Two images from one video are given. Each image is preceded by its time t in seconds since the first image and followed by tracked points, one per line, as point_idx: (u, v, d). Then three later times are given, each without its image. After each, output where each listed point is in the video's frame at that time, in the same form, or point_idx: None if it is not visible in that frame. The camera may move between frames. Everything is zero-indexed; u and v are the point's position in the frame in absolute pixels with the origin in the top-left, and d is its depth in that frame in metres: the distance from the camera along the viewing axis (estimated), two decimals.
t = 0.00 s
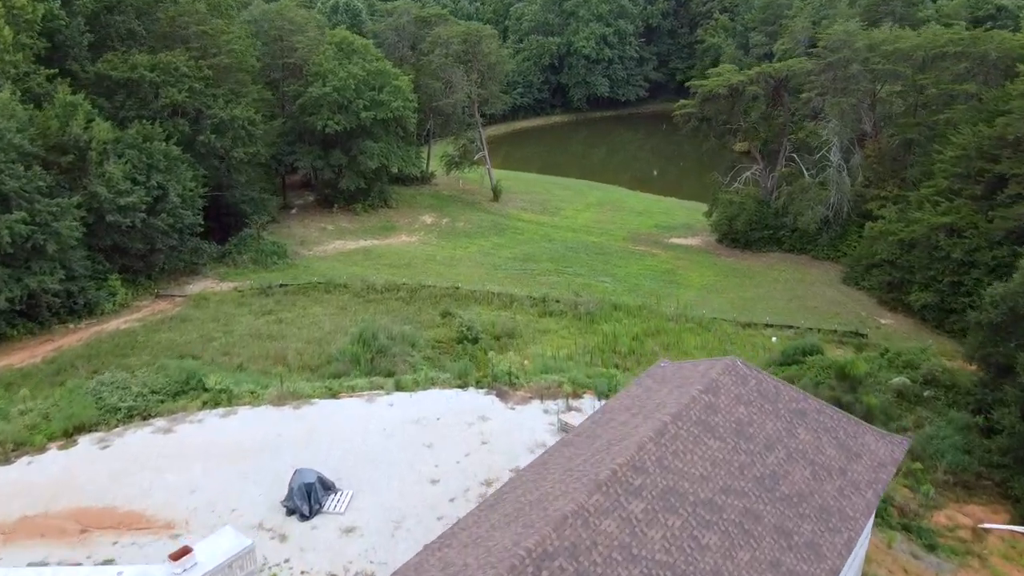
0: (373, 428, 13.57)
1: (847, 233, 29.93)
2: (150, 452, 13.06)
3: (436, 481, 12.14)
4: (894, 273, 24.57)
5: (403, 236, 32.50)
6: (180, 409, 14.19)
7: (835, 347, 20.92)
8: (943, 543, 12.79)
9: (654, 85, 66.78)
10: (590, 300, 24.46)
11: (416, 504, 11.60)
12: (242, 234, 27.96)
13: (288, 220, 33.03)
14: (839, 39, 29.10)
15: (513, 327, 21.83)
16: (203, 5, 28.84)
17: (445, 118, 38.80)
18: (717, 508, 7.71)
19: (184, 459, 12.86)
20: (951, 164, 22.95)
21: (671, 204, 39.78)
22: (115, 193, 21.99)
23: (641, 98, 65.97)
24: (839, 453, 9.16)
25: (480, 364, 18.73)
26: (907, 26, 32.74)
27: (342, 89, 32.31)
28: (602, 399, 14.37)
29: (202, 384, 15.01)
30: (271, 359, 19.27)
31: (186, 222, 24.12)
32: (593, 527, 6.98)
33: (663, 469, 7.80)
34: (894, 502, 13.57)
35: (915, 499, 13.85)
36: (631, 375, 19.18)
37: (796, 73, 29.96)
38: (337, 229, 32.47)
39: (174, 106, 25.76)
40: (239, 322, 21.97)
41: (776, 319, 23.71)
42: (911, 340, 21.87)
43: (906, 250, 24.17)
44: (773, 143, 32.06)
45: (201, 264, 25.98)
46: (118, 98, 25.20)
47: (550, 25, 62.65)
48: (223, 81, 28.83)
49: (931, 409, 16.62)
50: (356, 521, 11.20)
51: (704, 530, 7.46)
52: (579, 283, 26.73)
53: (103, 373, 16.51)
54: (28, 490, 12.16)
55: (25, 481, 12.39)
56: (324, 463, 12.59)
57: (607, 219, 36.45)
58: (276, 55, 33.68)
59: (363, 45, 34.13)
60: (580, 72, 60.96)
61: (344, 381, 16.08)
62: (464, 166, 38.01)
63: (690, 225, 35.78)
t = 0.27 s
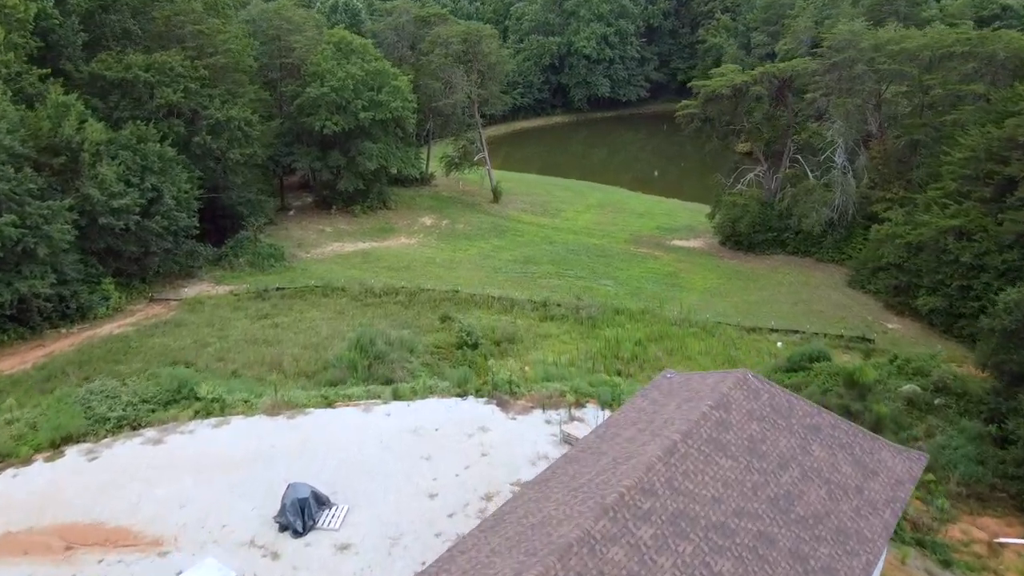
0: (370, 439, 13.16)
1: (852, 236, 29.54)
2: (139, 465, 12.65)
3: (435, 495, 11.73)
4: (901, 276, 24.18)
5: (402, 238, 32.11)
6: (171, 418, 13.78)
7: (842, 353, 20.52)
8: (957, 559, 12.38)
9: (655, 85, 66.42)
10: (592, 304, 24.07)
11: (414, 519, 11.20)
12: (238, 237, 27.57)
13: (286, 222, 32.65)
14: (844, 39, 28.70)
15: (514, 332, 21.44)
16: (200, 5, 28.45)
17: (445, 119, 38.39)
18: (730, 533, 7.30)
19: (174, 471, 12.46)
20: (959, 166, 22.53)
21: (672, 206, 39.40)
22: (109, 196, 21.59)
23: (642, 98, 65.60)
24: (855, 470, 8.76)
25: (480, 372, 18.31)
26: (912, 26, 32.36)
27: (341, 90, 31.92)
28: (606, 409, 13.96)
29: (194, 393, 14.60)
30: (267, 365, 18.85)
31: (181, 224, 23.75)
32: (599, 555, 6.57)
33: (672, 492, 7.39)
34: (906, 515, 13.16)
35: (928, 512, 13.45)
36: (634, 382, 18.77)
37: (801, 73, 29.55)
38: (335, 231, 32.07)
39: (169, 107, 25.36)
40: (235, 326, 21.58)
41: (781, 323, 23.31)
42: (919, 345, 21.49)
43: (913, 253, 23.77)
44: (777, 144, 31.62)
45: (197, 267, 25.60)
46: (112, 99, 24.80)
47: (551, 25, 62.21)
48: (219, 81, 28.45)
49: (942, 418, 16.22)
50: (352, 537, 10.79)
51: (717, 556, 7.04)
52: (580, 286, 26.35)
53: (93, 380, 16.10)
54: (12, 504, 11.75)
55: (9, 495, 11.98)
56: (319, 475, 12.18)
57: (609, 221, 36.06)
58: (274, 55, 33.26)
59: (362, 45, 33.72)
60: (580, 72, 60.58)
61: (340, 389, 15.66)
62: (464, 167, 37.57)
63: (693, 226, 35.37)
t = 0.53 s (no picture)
0: (366, 451, 12.75)
1: (857, 238, 29.14)
2: (127, 477, 12.23)
3: (433, 510, 11.33)
4: (908, 280, 23.79)
5: (401, 240, 31.69)
6: (162, 428, 13.37)
7: (849, 359, 20.11)
8: None
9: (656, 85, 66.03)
10: (594, 307, 23.65)
11: (411, 536, 10.79)
12: (235, 239, 27.18)
13: (284, 224, 32.24)
14: (849, 39, 28.29)
15: (514, 337, 21.03)
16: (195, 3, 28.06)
17: (445, 119, 37.96)
18: (744, 559, 6.89)
19: (163, 484, 12.06)
20: (968, 168, 22.12)
21: (674, 207, 39.00)
22: (102, 198, 21.18)
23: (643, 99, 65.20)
24: (874, 490, 8.35)
25: (479, 379, 17.88)
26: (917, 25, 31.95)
27: (339, 89, 31.51)
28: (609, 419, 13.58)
29: (185, 402, 14.19)
30: (262, 372, 18.44)
31: (175, 227, 23.34)
32: None
33: (683, 517, 6.99)
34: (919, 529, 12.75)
35: (941, 525, 13.03)
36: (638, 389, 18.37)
37: (805, 73, 29.14)
38: (333, 232, 31.65)
39: (164, 107, 24.94)
40: (231, 331, 21.17)
41: (786, 328, 22.91)
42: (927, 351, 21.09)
43: (920, 256, 23.40)
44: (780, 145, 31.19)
45: (192, 270, 25.20)
46: (106, 99, 24.38)
47: (551, 25, 61.78)
48: (215, 81, 28.05)
49: (954, 427, 15.81)
50: (346, 555, 10.39)
51: None
52: (582, 290, 25.95)
53: (83, 388, 15.69)
54: None
55: None
56: (312, 489, 11.77)
57: (610, 223, 35.65)
58: (271, 55, 32.85)
59: (361, 44, 33.31)
60: (581, 72, 60.20)
61: (336, 398, 15.25)
62: (464, 168, 37.07)
63: (695, 228, 34.97)
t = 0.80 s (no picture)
0: (362, 463, 12.33)
1: (862, 240, 28.76)
2: (114, 491, 11.82)
3: (430, 525, 10.92)
4: (915, 283, 23.40)
5: (400, 242, 31.29)
6: (152, 439, 12.96)
7: (856, 365, 19.72)
8: None
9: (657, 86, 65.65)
10: (596, 311, 23.25)
11: (408, 553, 10.38)
12: (231, 241, 26.80)
13: (281, 225, 31.84)
14: (854, 38, 27.87)
15: (515, 341, 20.63)
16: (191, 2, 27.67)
17: (444, 120, 37.55)
18: None
19: (152, 498, 11.65)
20: (976, 169, 21.73)
21: (676, 209, 38.62)
22: (94, 200, 20.79)
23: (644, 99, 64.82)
24: (894, 510, 7.94)
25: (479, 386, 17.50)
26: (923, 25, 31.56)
27: (337, 90, 31.12)
28: (612, 429, 13.20)
29: (176, 411, 13.77)
30: (257, 378, 18.04)
31: (170, 229, 22.96)
32: None
33: (695, 544, 6.59)
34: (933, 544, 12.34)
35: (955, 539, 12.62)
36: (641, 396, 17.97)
37: (809, 73, 28.74)
38: (331, 234, 31.25)
39: (158, 107, 24.52)
40: (226, 335, 20.78)
41: (791, 332, 22.52)
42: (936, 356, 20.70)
43: (928, 259, 23.03)
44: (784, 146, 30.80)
45: (188, 273, 24.81)
46: (100, 99, 23.96)
47: (551, 24, 61.35)
48: (211, 81, 27.67)
49: (966, 435, 15.40)
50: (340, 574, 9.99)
51: None
52: (583, 293, 25.55)
53: (72, 396, 15.29)
54: None
55: None
56: (306, 503, 11.36)
57: (612, 224, 35.26)
58: (268, 54, 32.44)
59: (359, 44, 32.92)
60: (581, 72, 59.83)
61: (332, 406, 14.84)
62: (464, 169, 36.58)
63: (698, 230, 34.56)
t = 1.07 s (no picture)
0: (357, 476, 11.92)
1: (867, 242, 28.38)
2: (101, 505, 11.42)
3: (427, 542, 10.50)
4: (923, 287, 23.01)
5: (399, 244, 30.89)
6: (140, 449, 12.57)
7: (864, 371, 19.32)
8: None
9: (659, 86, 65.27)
10: (598, 315, 22.84)
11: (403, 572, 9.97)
12: (227, 244, 26.41)
13: (279, 227, 31.47)
14: (860, 37, 27.38)
15: (515, 346, 20.24)
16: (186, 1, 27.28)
17: (444, 120, 37.12)
18: None
19: (139, 513, 11.25)
20: (986, 171, 21.33)
21: (678, 210, 38.23)
22: (86, 202, 20.40)
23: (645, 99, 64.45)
24: (916, 532, 7.51)
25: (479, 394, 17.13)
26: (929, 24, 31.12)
27: (335, 90, 30.71)
28: (616, 439, 12.80)
29: (166, 421, 13.37)
30: (252, 385, 17.64)
31: (164, 232, 22.57)
32: None
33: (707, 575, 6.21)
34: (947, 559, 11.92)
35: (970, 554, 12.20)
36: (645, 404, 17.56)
37: (814, 73, 28.33)
38: (330, 236, 30.85)
39: (152, 108, 24.13)
40: (221, 340, 20.40)
41: (796, 336, 22.12)
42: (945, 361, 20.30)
43: (936, 262, 22.63)
44: (788, 147, 30.39)
45: (182, 276, 24.42)
46: (93, 99, 23.56)
47: (552, 24, 60.95)
48: (207, 81, 27.28)
49: (979, 445, 14.99)
50: None
51: None
52: (585, 296, 25.16)
53: (61, 405, 14.88)
54: None
55: None
56: (299, 519, 10.96)
57: (613, 226, 34.87)
58: (265, 54, 32.04)
59: (357, 43, 32.51)
60: (582, 72, 59.47)
61: (327, 415, 14.43)
62: (463, 170, 36.17)
63: (700, 231, 34.16)
